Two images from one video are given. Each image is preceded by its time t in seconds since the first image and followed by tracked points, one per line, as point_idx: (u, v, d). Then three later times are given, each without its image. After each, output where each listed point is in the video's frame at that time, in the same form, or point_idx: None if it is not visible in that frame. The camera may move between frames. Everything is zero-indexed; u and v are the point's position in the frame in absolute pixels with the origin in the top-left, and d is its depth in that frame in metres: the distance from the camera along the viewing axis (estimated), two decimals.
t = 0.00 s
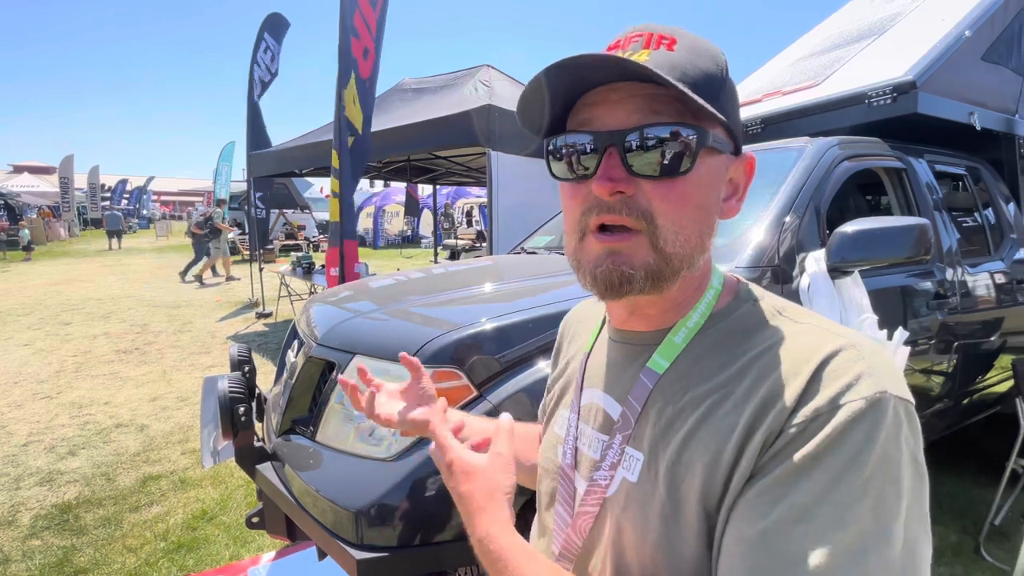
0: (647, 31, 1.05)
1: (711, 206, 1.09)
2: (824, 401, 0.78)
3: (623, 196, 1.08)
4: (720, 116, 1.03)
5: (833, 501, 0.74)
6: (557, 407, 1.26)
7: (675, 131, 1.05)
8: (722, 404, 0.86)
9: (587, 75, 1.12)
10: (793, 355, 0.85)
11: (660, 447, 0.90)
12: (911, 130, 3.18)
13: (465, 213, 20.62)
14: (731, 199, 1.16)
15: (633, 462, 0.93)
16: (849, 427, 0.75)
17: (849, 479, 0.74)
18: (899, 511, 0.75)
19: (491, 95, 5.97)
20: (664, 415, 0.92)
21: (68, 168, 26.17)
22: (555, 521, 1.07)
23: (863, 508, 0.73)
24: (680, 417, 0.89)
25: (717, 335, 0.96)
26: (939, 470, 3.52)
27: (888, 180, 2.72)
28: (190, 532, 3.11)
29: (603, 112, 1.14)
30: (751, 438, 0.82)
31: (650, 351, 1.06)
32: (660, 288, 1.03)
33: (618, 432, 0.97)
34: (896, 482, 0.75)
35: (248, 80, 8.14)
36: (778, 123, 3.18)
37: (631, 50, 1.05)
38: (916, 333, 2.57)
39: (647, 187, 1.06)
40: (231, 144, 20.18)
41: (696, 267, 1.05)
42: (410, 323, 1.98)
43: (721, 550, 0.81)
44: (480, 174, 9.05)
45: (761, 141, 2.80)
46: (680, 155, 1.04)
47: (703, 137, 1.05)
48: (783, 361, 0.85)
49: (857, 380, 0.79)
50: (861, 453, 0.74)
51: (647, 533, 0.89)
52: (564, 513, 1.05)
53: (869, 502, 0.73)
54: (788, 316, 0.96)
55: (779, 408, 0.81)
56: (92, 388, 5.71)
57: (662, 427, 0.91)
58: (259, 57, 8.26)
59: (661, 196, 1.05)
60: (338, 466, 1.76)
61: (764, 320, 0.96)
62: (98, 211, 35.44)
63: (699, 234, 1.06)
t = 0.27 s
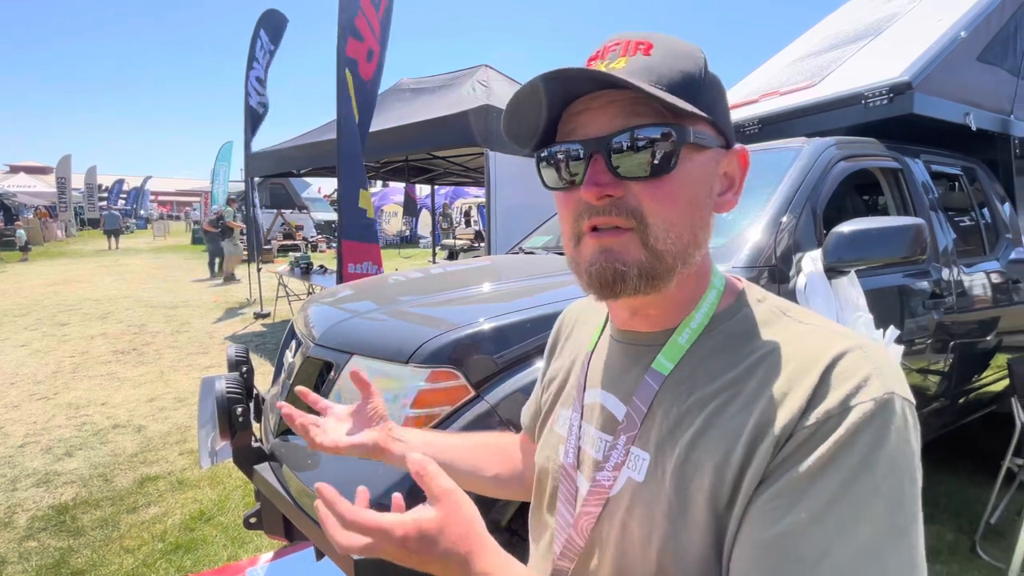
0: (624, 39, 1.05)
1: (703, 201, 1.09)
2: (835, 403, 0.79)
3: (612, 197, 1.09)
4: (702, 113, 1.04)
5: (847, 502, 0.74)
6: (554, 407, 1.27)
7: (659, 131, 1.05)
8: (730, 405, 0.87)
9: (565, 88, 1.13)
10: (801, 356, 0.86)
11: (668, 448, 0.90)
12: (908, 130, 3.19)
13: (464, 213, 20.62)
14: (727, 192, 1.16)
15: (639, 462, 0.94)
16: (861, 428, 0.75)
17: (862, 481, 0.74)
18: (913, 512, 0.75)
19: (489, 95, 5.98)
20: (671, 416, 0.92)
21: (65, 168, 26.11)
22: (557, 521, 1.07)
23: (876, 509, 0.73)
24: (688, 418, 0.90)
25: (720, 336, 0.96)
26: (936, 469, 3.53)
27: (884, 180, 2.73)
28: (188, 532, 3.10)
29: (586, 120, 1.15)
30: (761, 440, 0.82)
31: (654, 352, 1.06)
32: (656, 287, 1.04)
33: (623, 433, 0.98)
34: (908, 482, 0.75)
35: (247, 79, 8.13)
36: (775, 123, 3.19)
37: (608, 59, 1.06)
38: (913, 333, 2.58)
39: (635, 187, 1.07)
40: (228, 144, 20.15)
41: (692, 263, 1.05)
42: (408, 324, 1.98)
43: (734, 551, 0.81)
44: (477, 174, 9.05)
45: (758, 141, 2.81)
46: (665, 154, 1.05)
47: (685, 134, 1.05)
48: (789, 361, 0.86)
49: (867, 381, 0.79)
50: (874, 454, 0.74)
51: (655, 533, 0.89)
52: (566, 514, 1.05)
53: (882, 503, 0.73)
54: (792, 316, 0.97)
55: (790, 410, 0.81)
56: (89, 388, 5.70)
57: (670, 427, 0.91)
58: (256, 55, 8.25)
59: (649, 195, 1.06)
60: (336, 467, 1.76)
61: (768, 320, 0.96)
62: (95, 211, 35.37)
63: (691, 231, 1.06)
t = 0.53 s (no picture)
0: (622, 37, 1.06)
1: (706, 200, 1.10)
2: (837, 398, 0.79)
3: (621, 198, 1.09)
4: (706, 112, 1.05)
5: (855, 497, 0.74)
6: (552, 410, 1.27)
7: (661, 131, 1.06)
8: (732, 402, 0.87)
9: (568, 88, 1.13)
10: (800, 352, 0.86)
11: (671, 446, 0.90)
12: (905, 130, 3.19)
13: (462, 213, 20.63)
14: (722, 190, 1.17)
15: (642, 462, 0.94)
16: (865, 422, 0.75)
17: (869, 475, 0.74)
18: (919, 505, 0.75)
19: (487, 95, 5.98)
20: (672, 414, 0.92)
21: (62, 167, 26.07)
22: (559, 525, 1.07)
23: (885, 503, 0.73)
24: (690, 416, 0.90)
25: (718, 334, 0.96)
26: (933, 469, 3.54)
27: (882, 179, 2.74)
28: (185, 533, 3.10)
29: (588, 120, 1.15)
30: (765, 436, 0.82)
31: (653, 351, 1.06)
32: (666, 286, 1.04)
33: (624, 433, 0.98)
34: (914, 473, 0.75)
35: (247, 78, 8.14)
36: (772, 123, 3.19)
37: (607, 58, 1.06)
38: (910, 332, 2.58)
39: (644, 187, 1.07)
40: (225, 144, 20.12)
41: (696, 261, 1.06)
42: (406, 323, 1.98)
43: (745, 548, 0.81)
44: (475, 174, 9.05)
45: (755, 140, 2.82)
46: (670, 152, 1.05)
47: (691, 134, 1.06)
48: (788, 358, 0.86)
49: (867, 374, 0.79)
50: (879, 447, 0.74)
51: (660, 532, 0.89)
52: (567, 517, 1.05)
53: (890, 497, 0.73)
54: (788, 312, 0.97)
55: (792, 406, 0.81)
56: (86, 389, 5.69)
57: (671, 425, 0.91)
58: (256, 55, 8.26)
59: (659, 195, 1.06)
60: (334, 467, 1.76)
61: (766, 316, 0.96)
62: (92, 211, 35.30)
63: (697, 230, 1.06)
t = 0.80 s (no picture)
0: (619, 34, 1.05)
1: (699, 201, 1.10)
2: (827, 400, 0.78)
3: (614, 199, 1.09)
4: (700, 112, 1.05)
5: (846, 501, 0.74)
6: (549, 407, 1.27)
7: (657, 130, 1.06)
8: (722, 402, 0.87)
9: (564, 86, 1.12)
10: (791, 352, 0.86)
11: (660, 446, 0.90)
12: (901, 130, 3.20)
13: (461, 213, 20.60)
14: (717, 191, 1.17)
15: (631, 459, 0.94)
16: (854, 426, 0.75)
17: (859, 480, 0.74)
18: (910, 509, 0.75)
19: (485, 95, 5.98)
20: (662, 413, 0.92)
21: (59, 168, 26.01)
22: (550, 520, 1.07)
23: (877, 505, 0.73)
24: (680, 415, 0.90)
25: (711, 331, 0.96)
26: (930, 468, 3.55)
27: (878, 179, 2.74)
28: (182, 534, 3.09)
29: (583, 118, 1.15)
30: (755, 438, 0.82)
31: (646, 349, 1.06)
32: (656, 288, 1.04)
33: (615, 429, 0.98)
34: (904, 477, 0.75)
35: (244, 78, 8.13)
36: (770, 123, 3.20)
37: (603, 55, 1.06)
38: (906, 331, 2.59)
39: (637, 189, 1.07)
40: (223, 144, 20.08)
41: (688, 263, 1.06)
42: (403, 322, 1.97)
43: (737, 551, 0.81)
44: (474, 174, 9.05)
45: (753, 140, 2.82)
46: (663, 153, 1.06)
47: (687, 136, 1.06)
48: (779, 359, 0.86)
49: (858, 377, 0.79)
50: (869, 452, 0.74)
51: (648, 532, 0.90)
52: (559, 512, 1.06)
53: (883, 500, 0.73)
54: (781, 312, 0.97)
55: (782, 407, 0.81)
56: (84, 389, 5.67)
57: (661, 424, 0.92)
58: (253, 55, 8.26)
59: (651, 197, 1.06)
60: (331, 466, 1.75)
61: (759, 316, 0.96)
62: (90, 211, 35.22)
63: (689, 232, 1.07)
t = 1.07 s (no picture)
0: (612, 34, 1.06)
1: (690, 202, 1.10)
2: (820, 404, 0.78)
3: (603, 200, 1.09)
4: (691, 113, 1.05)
5: (837, 506, 0.73)
6: (548, 406, 1.28)
7: (650, 130, 1.06)
8: (715, 405, 0.87)
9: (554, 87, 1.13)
10: (785, 355, 0.86)
11: (654, 448, 0.91)
12: (897, 130, 3.21)
13: (459, 213, 20.59)
14: (710, 191, 1.17)
15: (625, 459, 0.94)
16: (847, 429, 0.75)
17: (851, 483, 0.73)
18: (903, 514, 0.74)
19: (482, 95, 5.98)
20: (656, 414, 0.92)
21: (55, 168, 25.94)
22: (545, 518, 1.07)
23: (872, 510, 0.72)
24: (673, 417, 0.90)
25: (707, 332, 0.97)
26: (927, 467, 3.56)
27: (874, 179, 2.75)
28: (179, 535, 3.08)
29: (575, 119, 1.15)
30: (748, 441, 0.82)
31: (642, 349, 1.06)
32: (645, 289, 1.04)
33: (611, 429, 0.98)
34: (898, 482, 0.74)
35: (240, 79, 8.12)
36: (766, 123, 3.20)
37: (596, 56, 1.06)
38: (902, 331, 2.60)
39: (625, 190, 1.07)
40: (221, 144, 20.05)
41: (678, 263, 1.06)
42: (401, 323, 1.97)
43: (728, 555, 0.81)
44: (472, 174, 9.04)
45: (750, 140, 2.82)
46: (653, 152, 1.06)
47: (677, 137, 1.06)
48: (773, 362, 0.86)
49: (852, 380, 0.79)
50: (861, 456, 0.74)
51: (641, 534, 0.90)
52: (554, 511, 1.06)
53: (878, 505, 0.72)
54: (777, 314, 0.97)
55: (775, 410, 0.81)
56: (80, 390, 5.66)
57: (655, 425, 0.92)
58: (249, 56, 8.25)
59: (639, 197, 1.06)
60: (328, 467, 1.75)
61: (755, 317, 0.96)
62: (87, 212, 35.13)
63: (678, 233, 1.06)
